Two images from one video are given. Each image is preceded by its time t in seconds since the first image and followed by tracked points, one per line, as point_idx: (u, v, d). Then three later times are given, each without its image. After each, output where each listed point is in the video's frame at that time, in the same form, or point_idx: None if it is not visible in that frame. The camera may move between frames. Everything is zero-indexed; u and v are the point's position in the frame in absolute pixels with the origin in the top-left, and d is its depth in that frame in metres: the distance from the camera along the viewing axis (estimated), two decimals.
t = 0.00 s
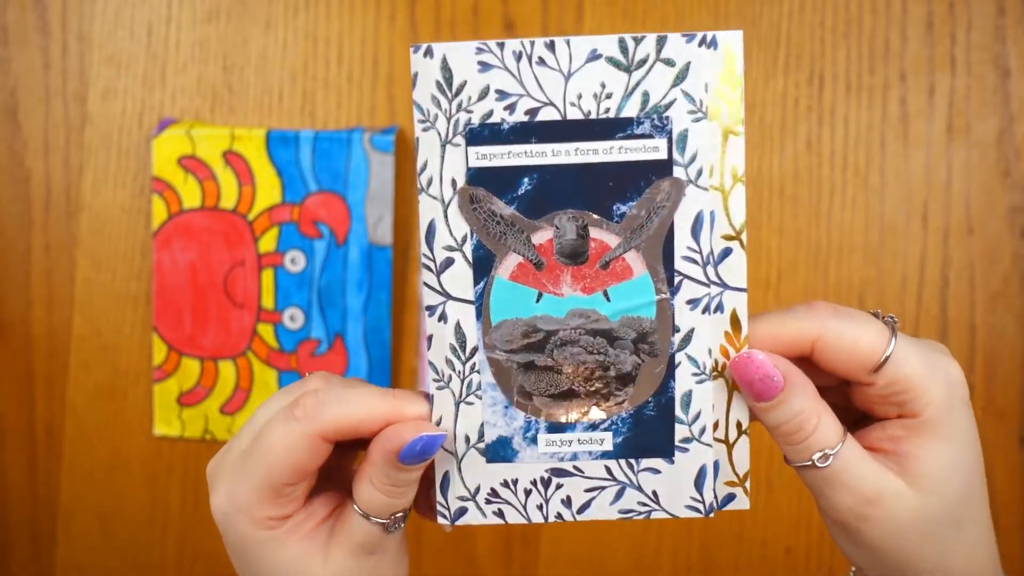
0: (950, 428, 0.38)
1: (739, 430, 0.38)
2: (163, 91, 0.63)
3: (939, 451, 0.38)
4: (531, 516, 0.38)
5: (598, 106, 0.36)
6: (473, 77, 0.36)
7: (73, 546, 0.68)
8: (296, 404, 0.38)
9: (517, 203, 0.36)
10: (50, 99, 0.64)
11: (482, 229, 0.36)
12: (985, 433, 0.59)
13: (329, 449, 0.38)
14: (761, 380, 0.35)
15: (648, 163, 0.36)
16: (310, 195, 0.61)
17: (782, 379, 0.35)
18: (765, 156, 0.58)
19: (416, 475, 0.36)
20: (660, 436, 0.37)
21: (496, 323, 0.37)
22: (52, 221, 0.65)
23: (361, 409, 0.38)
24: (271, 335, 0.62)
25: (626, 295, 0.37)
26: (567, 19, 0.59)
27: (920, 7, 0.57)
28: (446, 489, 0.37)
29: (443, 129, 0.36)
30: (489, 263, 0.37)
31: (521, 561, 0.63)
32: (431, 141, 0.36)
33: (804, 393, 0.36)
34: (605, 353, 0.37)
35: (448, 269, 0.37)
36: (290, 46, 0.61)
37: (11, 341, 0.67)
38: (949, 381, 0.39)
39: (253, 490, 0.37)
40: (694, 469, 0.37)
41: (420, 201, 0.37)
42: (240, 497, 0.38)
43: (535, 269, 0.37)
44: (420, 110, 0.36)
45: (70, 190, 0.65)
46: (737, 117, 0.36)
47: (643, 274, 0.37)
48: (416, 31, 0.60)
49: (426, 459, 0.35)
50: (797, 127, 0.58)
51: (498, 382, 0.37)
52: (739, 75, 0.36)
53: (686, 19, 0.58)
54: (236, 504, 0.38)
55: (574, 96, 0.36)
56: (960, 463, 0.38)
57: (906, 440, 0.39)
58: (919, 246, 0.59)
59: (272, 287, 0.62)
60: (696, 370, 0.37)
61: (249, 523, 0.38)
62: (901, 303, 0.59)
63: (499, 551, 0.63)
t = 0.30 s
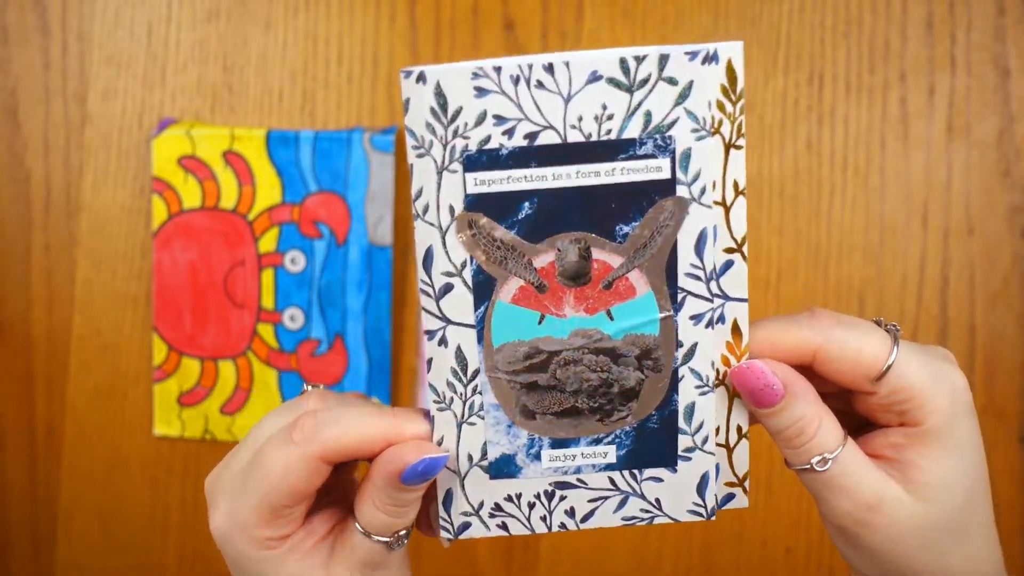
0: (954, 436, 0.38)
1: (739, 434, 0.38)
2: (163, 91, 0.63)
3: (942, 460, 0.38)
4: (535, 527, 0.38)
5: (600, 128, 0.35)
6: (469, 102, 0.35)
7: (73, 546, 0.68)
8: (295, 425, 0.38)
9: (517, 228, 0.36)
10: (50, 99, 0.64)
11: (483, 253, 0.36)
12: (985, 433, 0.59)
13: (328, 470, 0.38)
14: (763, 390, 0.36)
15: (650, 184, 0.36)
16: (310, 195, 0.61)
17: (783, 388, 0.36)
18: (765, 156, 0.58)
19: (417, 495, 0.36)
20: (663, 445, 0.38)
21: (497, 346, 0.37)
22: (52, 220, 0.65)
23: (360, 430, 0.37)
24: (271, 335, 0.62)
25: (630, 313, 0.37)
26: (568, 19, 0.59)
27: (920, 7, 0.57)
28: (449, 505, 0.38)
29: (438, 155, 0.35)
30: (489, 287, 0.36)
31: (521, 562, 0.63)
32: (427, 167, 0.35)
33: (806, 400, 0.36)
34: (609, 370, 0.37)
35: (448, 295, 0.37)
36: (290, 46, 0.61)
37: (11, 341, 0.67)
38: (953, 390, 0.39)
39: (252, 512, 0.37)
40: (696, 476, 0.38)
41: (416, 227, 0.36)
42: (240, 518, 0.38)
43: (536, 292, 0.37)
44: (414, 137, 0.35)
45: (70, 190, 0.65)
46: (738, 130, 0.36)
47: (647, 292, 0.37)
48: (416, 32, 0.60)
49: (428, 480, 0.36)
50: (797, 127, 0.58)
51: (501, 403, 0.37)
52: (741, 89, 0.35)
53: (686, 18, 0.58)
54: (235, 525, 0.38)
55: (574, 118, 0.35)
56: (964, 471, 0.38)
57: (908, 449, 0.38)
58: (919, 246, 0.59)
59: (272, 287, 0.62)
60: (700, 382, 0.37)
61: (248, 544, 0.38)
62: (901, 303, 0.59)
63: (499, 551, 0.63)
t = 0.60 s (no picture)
0: (933, 407, 0.38)
1: (744, 411, 0.37)
2: (163, 91, 0.63)
3: (920, 430, 0.38)
4: (568, 549, 0.37)
5: (534, 124, 0.37)
6: (408, 123, 0.37)
7: (73, 547, 0.68)
8: (301, 471, 0.37)
9: (479, 235, 0.37)
10: (49, 99, 0.64)
11: (451, 268, 0.37)
12: (984, 433, 0.59)
13: (337, 515, 0.37)
14: (751, 354, 0.36)
15: (595, 170, 0.37)
16: (310, 195, 0.61)
17: (772, 355, 0.36)
18: (765, 155, 0.58)
19: (438, 538, 0.36)
20: (670, 431, 0.37)
21: (486, 361, 0.37)
22: (52, 220, 0.65)
23: (368, 476, 0.36)
24: (271, 335, 0.62)
25: (603, 301, 0.37)
26: (568, 19, 0.59)
27: (920, 8, 0.57)
28: (476, 546, 0.37)
29: (391, 180, 0.37)
30: (467, 300, 0.37)
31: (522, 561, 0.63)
32: (383, 196, 0.37)
33: (792, 371, 0.37)
34: (598, 363, 0.37)
35: (428, 318, 0.37)
36: (290, 46, 0.61)
37: (10, 341, 0.66)
38: (930, 362, 0.39)
39: (260, 560, 0.37)
40: (710, 459, 0.37)
41: (384, 257, 0.37)
42: (248, 567, 0.37)
43: (510, 297, 0.37)
44: (365, 168, 0.37)
45: (70, 190, 0.65)
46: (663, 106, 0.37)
47: (615, 276, 0.37)
48: (416, 31, 0.60)
49: (446, 521, 0.36)
50: (797, 127, 0.58)
51: (505, 421, 0.37)
52: (650, 65, 0.37)
53: (687, 19, 0.58)
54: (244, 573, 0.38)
55: (509, 119, 0.37)
56: (945, 444, 0.38)
57: (889, 421, 0.39)
58: (919, 246, 0.59)
59: (272, 287, 0.62)
60: (689, 357, 0.37)
61: None
62: (901, 302, 0.59)
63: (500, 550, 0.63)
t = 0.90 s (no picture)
0: (946, 421, 0.39)
1: (747, 423, 0.37)
2: (163, 91, 0.63)
3: (933, 445, 0.38)
4: (549, 532, 0.37)
5: (573, 108, 0.37)
6: (448, 91, 0.37)
7: (73, 546, 0.68)
8: (300, 435, 0.38)
9: (503, 212, 0.37)
10: (50, 99, 0.64)
11: (471, 240, 0.37)
12: (985, 433, 0.59)
13: (335, 479, 0.38)
14: (760, 368, 0.35)
15: (628, 160, 0.37)
16: (310, 195, 0.61)
17: (781, 368, 0.35)
18: (765, 155, 0.58)
19: (428, 504, 0.36)
20: (669, 432, 0.37)
21: (493, 336, 0.37)
22: (52, 220, 0.65)
23: (365, 437, 0.37)
24: (271, 335, 0.62)
25: (620, 293, 0.37)
26: (568, 19, 0.59)
27: (919, 8, 0.57)
28: (459, 514, 0.37)
29: (423, 145, 0.37)
30: (482, 274, 0.37)
31: (521, 561, 0.63)
32: (414, 159, 0.37)
33: (803, 385, 0.36)
34: (605, 354, 0.37)
35: (442, 285, 0.37)
36: (290, 46, 0.61)
37: (10, 341, 0.67)
38: (945, 376, 0.39)
39: (260, 527, 0.37)
40: (706, 464, 0.37)
41: (408, 220, 0.37)
42: (248, 536, 0.38)
43: (526, 276, 0.37)
44: (400, 129, 0.37)
45: (70, 190, 0.65)
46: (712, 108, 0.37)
47: (634, 271, 0.37)
48: (416, 31, 0.60)
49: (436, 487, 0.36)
50: (797, 127, 0.58)
51: (503, 397, 0.37)
52: (706, 64, 0.37)
53: (687, 19, 0.58)
54: (245, 543, 0.38)
55: (549, 101, 0.37)
56: (955, 458, 0.38)
57: (902, 434, 0.39)
58: (919, 245, 0.59)
59: (272, 287, 0.62)
60: (697, 361, 0.37)
61: (257, 562, 0.38)
62: (900, 302, 0.59)
63: (500, 550, 0.63)
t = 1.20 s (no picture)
0: (967, 449, 0.39)
1: (754, 439, 0.37)
2: (163, 91, 0.63)
3: (952, 474, 0.38)
4: (539, 501, 0.38)
5: (626, 107, 0.35)
6: (501, 68, 0.35)
7: (73, 546, 0.68)
8: (319, 373, 0.39)
9: (540, 197, 0.36)
10: (50, 99, 0.64)
11: (505, 219, 0.37)
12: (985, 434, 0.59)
13: (348, 419, 0.39)
14: (779, 393, 0.35)
15: (673, 167, 0.35)
16: (310, 195, 0.61)
17: (800, 393, 0.35)
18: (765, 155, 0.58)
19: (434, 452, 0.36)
20: (671, 439, 0.37)
21: (513, 313, 0.37)
22: (52, 220, 0.65)
23: (381, 377, 0.39)
24: (271, 335, 0.62)
25: (644, 296, 0.37)
26: (567, 19, 0.59)
27: (919, 7, 0.57)
28: (458, 467, 0.39)
29: (470, 117, 0.36)
30: (510, 252, 0.37)
31: (521, 560, 0.63)
32: (459, 127, 0.36)
33: (821, 407, 0.36)
34: (620, 351, 0.37)
35: (470, 255, 0.37)
36: (290, 46, 0.61)
37: (11, 340, 0.67)
38: (968, 404, 0.39)
39: (272, 457, 0.38)
40: (702, 473, 0.37)
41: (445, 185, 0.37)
42: (260, 465, 0.38)
43: (553, 263, 0.37)
44: (450, 97, 0.36)
45: (70, 190, 0.65)
46: (773, 125, 0.35)
47: (663, 277, 0.36)
48: (416, 31, 0.60)
49: (443, 434, 0.36)
50: (797, 127, 0.58)
51: (514, 370, 0.38)
52: (778, 81, 0.34)
53: (686, 19, 0.58)
54: (255, 472, 0.38)
55: (601, 94, 0.35)
56: (973, 486, 0.38)
57: (921, 460, 0.39)
58: (919, 245, 0.59)
59: (272, 287, 0.62)
60: (711, 376, 0.37)
61: (266, 493, 0.38)
62: (900, 302, 0.59)
63: (499, 550, 0.63)
